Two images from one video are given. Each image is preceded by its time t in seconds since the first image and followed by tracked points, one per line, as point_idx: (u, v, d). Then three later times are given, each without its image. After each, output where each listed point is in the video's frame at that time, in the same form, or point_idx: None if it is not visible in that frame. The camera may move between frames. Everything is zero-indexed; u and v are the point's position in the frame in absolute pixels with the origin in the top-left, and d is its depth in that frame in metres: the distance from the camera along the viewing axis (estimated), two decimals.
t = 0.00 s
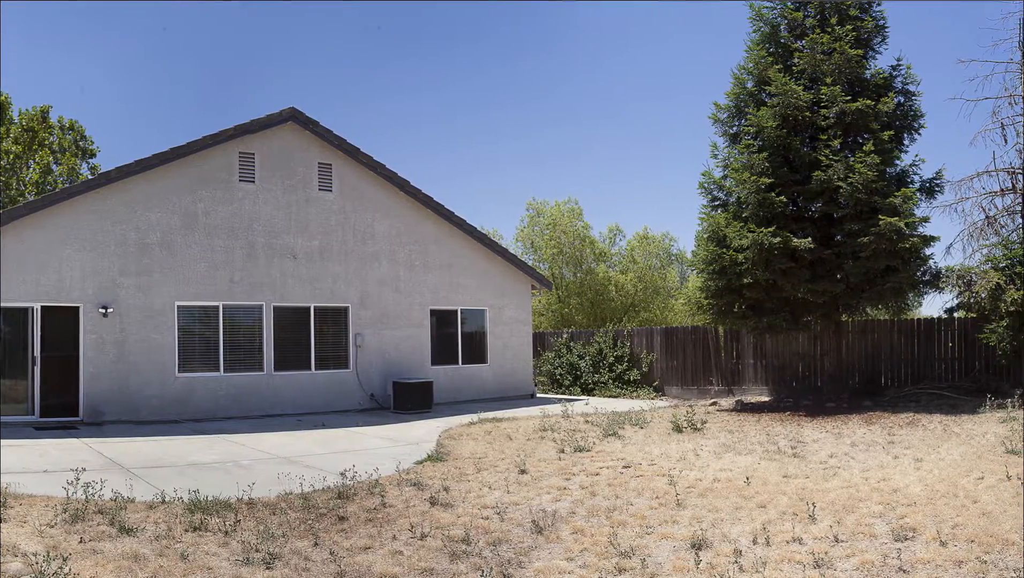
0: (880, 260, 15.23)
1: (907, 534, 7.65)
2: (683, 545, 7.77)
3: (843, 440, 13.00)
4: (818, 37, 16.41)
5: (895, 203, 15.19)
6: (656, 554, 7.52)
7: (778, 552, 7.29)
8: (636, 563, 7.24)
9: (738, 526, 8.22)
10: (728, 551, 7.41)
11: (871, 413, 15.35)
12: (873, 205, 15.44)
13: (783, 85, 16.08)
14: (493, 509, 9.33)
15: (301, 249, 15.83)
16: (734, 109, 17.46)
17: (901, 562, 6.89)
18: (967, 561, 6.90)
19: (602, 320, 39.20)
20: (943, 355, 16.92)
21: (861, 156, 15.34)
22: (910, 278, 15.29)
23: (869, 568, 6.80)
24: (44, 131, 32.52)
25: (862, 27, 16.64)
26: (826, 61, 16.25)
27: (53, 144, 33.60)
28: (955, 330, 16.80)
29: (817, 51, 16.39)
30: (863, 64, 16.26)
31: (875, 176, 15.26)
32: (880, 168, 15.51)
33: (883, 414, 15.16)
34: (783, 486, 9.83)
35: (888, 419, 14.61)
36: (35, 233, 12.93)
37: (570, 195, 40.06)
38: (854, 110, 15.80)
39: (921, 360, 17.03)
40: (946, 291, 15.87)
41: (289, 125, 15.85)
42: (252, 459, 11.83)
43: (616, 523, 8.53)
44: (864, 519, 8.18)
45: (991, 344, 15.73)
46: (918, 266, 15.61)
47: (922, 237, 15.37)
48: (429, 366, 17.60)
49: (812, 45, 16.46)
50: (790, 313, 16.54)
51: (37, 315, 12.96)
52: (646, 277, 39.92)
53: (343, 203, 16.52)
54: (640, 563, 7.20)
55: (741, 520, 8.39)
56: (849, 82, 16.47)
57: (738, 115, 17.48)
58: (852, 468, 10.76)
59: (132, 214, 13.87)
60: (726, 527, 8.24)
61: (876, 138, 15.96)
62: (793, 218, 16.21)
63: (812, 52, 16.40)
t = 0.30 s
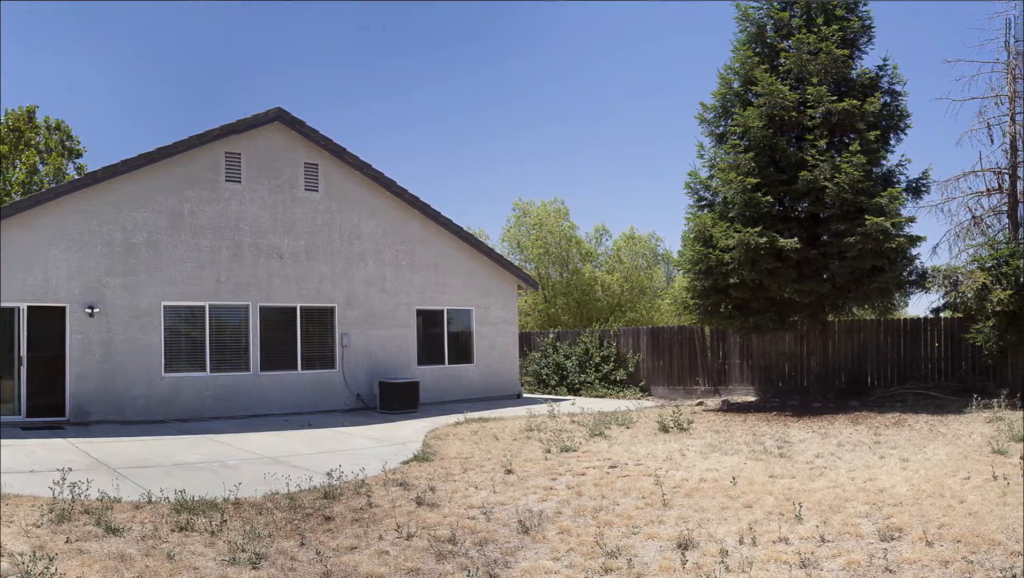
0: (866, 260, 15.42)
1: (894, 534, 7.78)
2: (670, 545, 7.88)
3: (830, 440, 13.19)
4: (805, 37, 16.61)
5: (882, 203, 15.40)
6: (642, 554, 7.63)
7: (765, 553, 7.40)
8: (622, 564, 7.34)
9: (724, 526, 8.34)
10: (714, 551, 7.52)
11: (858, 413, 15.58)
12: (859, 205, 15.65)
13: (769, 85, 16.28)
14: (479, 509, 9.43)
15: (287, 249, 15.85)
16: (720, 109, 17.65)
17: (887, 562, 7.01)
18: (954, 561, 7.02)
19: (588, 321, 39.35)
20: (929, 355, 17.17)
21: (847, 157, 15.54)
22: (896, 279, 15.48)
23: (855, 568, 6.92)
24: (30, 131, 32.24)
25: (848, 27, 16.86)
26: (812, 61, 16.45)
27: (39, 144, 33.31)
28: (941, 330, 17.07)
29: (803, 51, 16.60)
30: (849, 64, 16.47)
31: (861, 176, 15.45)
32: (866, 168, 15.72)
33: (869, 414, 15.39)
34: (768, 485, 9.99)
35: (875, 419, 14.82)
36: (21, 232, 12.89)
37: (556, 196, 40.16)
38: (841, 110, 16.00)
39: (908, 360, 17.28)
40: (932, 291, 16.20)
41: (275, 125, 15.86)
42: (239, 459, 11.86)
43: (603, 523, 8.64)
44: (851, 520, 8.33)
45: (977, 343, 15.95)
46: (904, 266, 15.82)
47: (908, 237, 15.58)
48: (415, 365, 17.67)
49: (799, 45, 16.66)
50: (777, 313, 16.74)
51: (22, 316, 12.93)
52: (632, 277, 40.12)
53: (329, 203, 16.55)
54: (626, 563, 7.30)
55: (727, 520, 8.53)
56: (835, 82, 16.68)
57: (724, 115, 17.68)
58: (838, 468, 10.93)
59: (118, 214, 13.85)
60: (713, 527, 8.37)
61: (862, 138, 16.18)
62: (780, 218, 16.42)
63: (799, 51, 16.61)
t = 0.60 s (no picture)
0: (854, 260, 15.61)
1: (881, 534, 7.90)
2: (657, 545, 7.99)
3: (816, 440, 13.37)
4: (791, 38, 16.79)
5: (868, 203, 15.60)
6: (628, 553, 7.75)
7: (752, 553, 7.51)
8: (608, 563, 7.46)
9: (711, 526, 8.46)
10: (701, 551, 7.64)
11: (844, 413, 15.79)
12: (845, 205, 15.83)
13: (756, 86, 16.49)
14: (465, 509, 9.52)
15: (273, 249, 15.88)
16: (706, 109, 17.87)
17: (873, 562, 7.12)
18: (940, 561, 7.10)
19: (574, 320, 39.51)
20: (915, 356, 17.44)
21: (833, 157, 15.73)
22: (882, 279, 15.71)
23: (841, 568, 7.03)
24: (16, 130, 32.02)
25: (834, 27, 17.06)
26: (799, 60, 16.62)
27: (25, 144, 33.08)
28: (928, 330, 17.34)
29: (789, 51, 16.78)
30: (835, 64, 16.65)
31: (847, 177, 15.64)
32: (852, 168, 15.92)
33: (856, 414, 15.59)
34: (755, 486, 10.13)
35: (862, 419, 15.04)
36: (7, 232, 12.85)
37: (543, 196, 40.34)
38: (827, 110, 16.17)
39: (894, 361, 17.55)
40: (918, 290, 16.47)
41: (261, 124, 15.87)
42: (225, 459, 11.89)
43: (589, 523, 8.75)
44: (838, 519, 8.46)
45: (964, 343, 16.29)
46: (891, 267, 16.00)
47: (894, 236, 15.78)
48: (401, 365, 17.72)
49: (785, 45, 16.85)
50: (764, 312, 16.92)
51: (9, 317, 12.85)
52: (618, 276, 40.32)
53: (315, 203, 16.58)
54: (612, 563, 7.41)
55: (714, 519, 8.67)
56: (822, 82, 16.86)
57: (710, 115, 17.90)
58: (824, 468, 11.09)
59: (105, 213, 13.84)
60: (699, 527, 8.50)
61: (848, 138, 16.37)
62: (766, 218, 16.61)
63: (786, 49, 16.81)
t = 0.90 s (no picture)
0: (840, 260, 15.84)
1: (867, 534, 8.05)
2: (643, 545, 8.12)
3: (802, 440, 13.56)
4: (778, 38, 17.01)
5: (854, 203, 15.82)
6: (614, 553, 7.87)
7: (739, 553, 7.64)
8: (594, 563, 7.57)
9: (698, 526, 8.61)
10: (687, 551, 7.77)
11: (830, 413, 16.00)
12: (831, 205, 16.04)
13: (742, 86, 16.68)
14: (452, 509, 9.61)
15: (260, 248, 15.89)
16: (693, 109, 18.06)
17: (859, 562, 7.25)
18: (925, 560, 7.22)
19: (561, 320, 39.65)
20: (903, 356, 17.71)
21: (820, 156, 15.93)
22: (868, 279, 15.97)
23: (828, 568, 7.15)
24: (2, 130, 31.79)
25: (821, 27, 17.26)
26: (786, 59, 16.82)
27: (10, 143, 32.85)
28: (915, 330, 17.62)
29: (776, 51, 16.99)
30: (822, 64, 16.85)
31: (833, 177, 15.87)
32: (838, 168, 16.13)
33: (842, 414, 15.81)
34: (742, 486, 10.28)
35: (848, 419, 15.25)
36: None
37: (529, 196, 40.52)
38: (813, 109, 16.38)
39: (881, 361, 17.80)
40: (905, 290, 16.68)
41: (248, 124, 15.87)
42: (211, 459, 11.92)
43: (575, 522, 8.87)
44: (825, 520, 8.62)
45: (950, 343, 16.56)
46: (877, 266, 16.24)
47: (880, 237, 16.01)
48: (387, 365, 17.78)
49: (771, 45, 17.06)
50: (750, 312, 17.05)
51: None
52: (604, 276, 40.48)
53: (302, 203, 16.60)
54: (598, 563, 7.53)
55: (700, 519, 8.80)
56: (808, 82, 17.07)
57: (696, 115, 18.09)
58: (811, 468, 11.27)
59: (91, 213, 13.82)
60: (685, 527, 8.64)
61: (834, 138, 16.58)
62: (752, 218, 16.81)
63: (772, 49, 17.00)
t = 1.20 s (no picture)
0: (826, 260, 16.05)
1: (853, 534, 8.21)
2: (628, 545, 8.25)
3: (788, 440, 13.75)
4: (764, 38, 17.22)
5: (841, 203, 16.04)
6: (601, 553, 7.99)
7: (726, 553, 7.78)
8: (581, 563, 7.68)
9: (685, 527, 8.74)
10: (673, 551, 7.90)
11: (817, 413, 16.22)
12: (818, 205, 16.25)
13: (728, 86, 16.88)
14: (438, 509, 9.71)
15: (246, 248, 15.91)
16: (679, 109, 18.24)
17: (845, 562, 7.39)
18: (911, 560, 7.37)
19: (547, 320, 39.77)
20: (890, 355, 17.89)
21: (807, 156, 16.13)
22: (854, 278, 16.05)
23: (814, 568, 7.29)
24: None
25: (807, 27, 17.43)
26: (772, 59, 17.03)
27: None
28: (901, 328, 17.80)
29: (762, 51, 17.18)
30: (808, 64, 17.05)
31: (819, 176, 16.07)
32: (824, 168, 16.34)
33: (829, 414, 16.04)
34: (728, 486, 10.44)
35: (834, 419, 15.47)
36: None
37: (515, 196, 40.72)
38: (799, 109, 16.58)
39: (868, 360, 18.00)
40: (891, 291, 16.97)
41: (234, 124, 15.87)
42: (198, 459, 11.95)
43: (561, 522, 9.00)
44: (811, 519, 8.78)
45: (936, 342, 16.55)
46: (862, 266, 16.41)
47: (866, 236, 16.22)
48: (373, 365, 17.83)
49: (757, 45, 17.26)
50: (736, 312, 17.22)
51: None
52: (591, 276, 40.64)
53: (288, 203, 16.63)
54: (584, 563, 7.64)
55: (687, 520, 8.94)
56: (794, 82, 17.27)
57: (682, 115, 18.26)
58: (797, 468, 11.45)
59: (77, 213, 13.80)
60: (672, 527, 8.78)
61: (821, 138, 16.79)
62: (738, 218, 17.02)
63: (759, 49, 17.20)
